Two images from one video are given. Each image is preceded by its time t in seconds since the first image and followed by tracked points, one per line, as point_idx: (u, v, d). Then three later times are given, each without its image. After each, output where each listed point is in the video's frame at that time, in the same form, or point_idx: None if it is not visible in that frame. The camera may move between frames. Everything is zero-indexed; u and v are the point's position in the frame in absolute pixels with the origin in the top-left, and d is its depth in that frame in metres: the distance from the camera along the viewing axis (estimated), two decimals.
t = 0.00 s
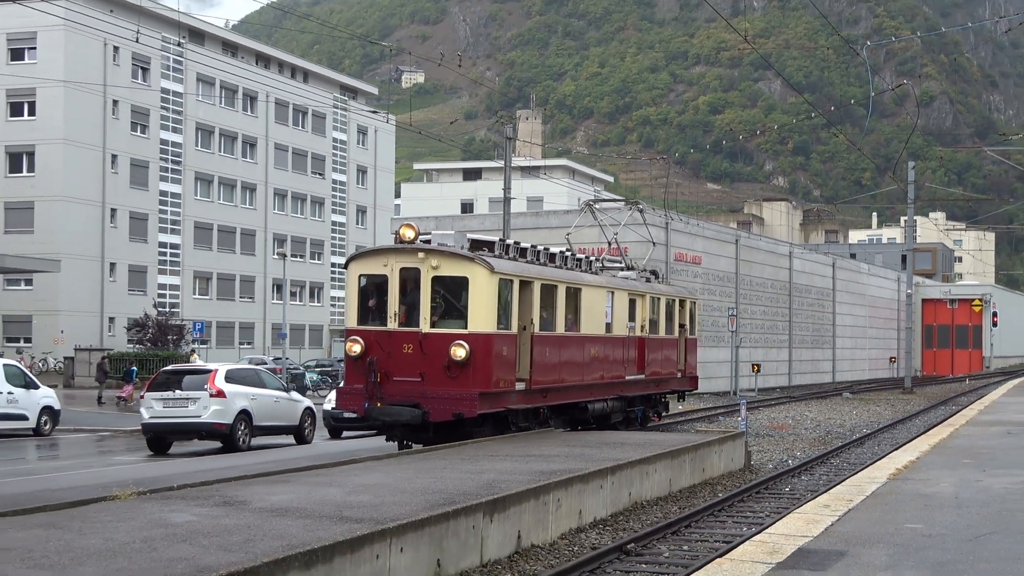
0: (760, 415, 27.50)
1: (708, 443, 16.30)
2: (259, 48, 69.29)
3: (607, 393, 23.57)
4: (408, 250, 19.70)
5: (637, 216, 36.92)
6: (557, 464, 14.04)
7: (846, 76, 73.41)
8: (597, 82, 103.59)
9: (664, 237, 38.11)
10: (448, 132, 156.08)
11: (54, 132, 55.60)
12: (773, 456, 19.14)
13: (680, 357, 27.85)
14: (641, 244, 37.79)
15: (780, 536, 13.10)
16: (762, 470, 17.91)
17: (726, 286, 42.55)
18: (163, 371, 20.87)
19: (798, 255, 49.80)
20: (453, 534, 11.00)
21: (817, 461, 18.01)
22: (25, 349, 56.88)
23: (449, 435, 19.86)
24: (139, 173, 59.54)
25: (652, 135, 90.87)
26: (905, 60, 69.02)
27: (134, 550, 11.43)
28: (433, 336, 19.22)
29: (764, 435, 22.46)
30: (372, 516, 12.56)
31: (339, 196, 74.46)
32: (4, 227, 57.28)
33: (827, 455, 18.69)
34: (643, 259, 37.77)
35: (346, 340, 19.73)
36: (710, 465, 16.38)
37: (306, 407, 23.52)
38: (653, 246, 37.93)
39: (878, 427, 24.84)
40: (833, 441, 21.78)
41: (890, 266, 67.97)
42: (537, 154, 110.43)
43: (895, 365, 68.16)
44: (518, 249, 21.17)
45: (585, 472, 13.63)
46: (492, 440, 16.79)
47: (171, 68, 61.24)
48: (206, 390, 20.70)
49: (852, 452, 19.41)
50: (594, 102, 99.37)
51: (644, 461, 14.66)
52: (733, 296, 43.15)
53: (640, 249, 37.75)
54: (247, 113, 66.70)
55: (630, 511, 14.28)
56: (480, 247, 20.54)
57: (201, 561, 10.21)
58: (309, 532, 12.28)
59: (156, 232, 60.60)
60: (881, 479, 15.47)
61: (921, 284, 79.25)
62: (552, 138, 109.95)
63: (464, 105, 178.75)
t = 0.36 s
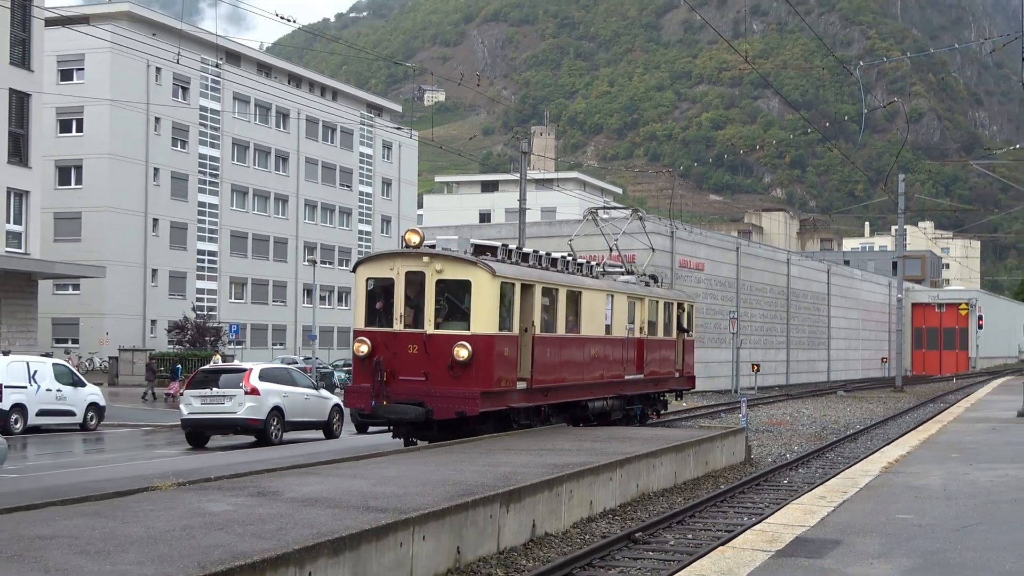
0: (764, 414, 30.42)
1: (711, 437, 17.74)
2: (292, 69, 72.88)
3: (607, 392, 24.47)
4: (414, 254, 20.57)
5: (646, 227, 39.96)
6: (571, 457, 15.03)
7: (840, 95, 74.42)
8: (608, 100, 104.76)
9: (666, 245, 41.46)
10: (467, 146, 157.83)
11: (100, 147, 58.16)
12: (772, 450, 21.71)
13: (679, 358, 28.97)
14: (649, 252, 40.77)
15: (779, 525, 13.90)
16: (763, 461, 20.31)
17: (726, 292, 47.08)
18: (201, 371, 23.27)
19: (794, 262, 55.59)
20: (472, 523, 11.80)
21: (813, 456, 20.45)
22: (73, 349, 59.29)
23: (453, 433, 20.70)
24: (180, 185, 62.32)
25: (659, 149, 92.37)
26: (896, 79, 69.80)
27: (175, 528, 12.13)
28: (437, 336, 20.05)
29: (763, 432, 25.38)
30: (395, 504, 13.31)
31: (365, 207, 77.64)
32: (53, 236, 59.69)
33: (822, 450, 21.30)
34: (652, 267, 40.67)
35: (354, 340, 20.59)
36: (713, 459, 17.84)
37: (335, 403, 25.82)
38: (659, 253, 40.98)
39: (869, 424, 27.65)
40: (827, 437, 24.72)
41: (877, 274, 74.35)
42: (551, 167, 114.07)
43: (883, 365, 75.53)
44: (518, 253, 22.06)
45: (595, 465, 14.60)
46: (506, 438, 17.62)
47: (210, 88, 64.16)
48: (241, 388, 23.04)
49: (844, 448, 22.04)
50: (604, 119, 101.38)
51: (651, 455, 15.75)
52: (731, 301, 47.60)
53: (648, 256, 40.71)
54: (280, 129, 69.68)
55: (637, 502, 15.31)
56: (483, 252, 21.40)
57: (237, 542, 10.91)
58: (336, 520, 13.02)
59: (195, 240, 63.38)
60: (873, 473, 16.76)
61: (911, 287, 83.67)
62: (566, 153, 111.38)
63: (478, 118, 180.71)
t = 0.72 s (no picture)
0: (768, 413, 31.30)
1: (719, 436, 18.53)
2: (315, 81, 73.83)
3: (608, 393, 24.78)
4: (415, 257, 20.76)
5: (656, 232, 41.18)
6: (584, 455, 15.57)
7: (843, 106, 74.47)
8: (618, 110, 105.09)
9: (677, 249, 42.40)
10: (480, 153, 158.26)
11: (129, 156, 58.82)
12: (777, 448, 22.47)
13: (680, 360, 29.50)
14: (659, 256, 41.72)
15: (786, 521, 14.31)
16: (770, 458, 21.04)
17: (734, 295, 47.96)
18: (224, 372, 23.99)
19: (799, 266, 56.29)
20: (488, 518, 12.27)
21: (818, 454, 21.19)
22: (104, 351, 60.50)
23: (454, 433, 20.93)
24: (206, 193, 62.94)
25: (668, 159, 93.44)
26: (898, 90, 70.56)
27: (196, 514, 12.38)
28: (437, 338, 20.23)
29: (769, 430, 26.15)
30: (409, 497, 13.63)
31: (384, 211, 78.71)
32: (84, 242, 60.68)
33: (827, 448, 22.05)
34: (661, 271, 41.67)
35: (356, 342, 20.79)
36: (720, 457, 18.57)
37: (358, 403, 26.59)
38: (670, 257, 41.94)
39: (873, 422, 28.46)
40: (832, 435, 25.37)
41: (880, 277, 74.98)
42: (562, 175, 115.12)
43: (885, 365, 76.44)
44: (519, 256, 22.26)
45: (606, 463, 15.12)
46: (517, 437, 18.04)
47: (236, 99, 64.89)
48: (265, 388, 23.84)
49: (849, 446, 22.80)
50: (614, 128, 102.32)
51: (659, 454, 16.35)
52: (739, 304, 48.46)
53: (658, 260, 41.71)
54: (303, 139, 70.48)
55: (647, 498, 15.91)
56: (484, 255, 21.54)
57: (258, 532, 11.19)
58: (357, 516, 12.83)
59: (220, 245, 63.95)
60: (876, 471, 17.36)
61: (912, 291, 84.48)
62: (577, 161, 111.83)
63: (490, 126, 181.21)
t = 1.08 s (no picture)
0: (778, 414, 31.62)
1: (730, 436, 18.87)
2: (331, 88, 74.34)
3: (610, 394, 24.89)
4: (414, 258, 20.69)
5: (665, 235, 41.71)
6: (596, 456, 15.85)
7: (852, 112, 74.55)
8: (629, 116, 105.18)
9: (686, 252, 42.83)
10: (493, 159, 158.48)
11: (150, 162, 59.23)
12: (787, 448, 22.76)
13: (684, 362, 29.78)
14: (668, 259, 42.15)
15: (795, 521, 14.54)
16: (779, 458, 21.34)
17: (744, 297, 48.23)
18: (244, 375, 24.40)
19: (807, 269, 56.43)
20: (502, 517, 12.53)
21: (827, 454, 21.48)
22: (126, 353, 61.01)
23: (453, 435, 20.89)
24: (225, 198, 63.56)
25: (678, 164, 93.98)
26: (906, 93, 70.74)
27: (215, 513, 12.52)
28: (435, 340, 20.16)
29: (779, 431, 26.45)
30: (424, 496, 13.86)
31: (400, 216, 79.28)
32: (106, 245, 60.99)
33: (837, 448, 22.34)
34: (669, 274, 42.08)
35: (354, 344, 20.75)
36: (730, 457, 18.89)
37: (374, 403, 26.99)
38: (679, 261, 42.33)
39: (881, 423, 28.71)
40: (841, 435, 25.61)
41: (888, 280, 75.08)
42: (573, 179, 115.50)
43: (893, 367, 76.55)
44: (521, 257, 22.21)
45: (618, 463, 15.38)
46: (530, 439, 18.30)
47: (254, 106, 65.39)
48: (283, 389, 24.26)
49: (858, 446, 23.09)
50: (626, 133, 102.63)
51: (670, 454, 16.66)
52: (749, 306, 48.75)
53: (667, 263, 42.12)
54: (320, 145, 71.01)
55: (658, 498, 16.21)
56: (483, 255, 21.49)
57: (275, 530, 11.41)
58: (372, 513, 12.80)
59: (239, 249, 64.58)
60: (884, 471, 17.65)
61: (919, 294, 84.59)
62: (589, 166, 112.04)
63: (503, 133, 181.17)
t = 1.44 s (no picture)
0: (791, 416, 31.65)
1: (743, 438, 18.88)
2: (344, 91, 74.50)
3: (614, 397, 24.64)
4: (409, 258, 20.28)
5: (679, 237, 42.00)
6: (611, 457, 15.87)
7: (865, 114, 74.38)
8: (641, 118, 105.12)
9: (700, 253, 43.02)
10: (506, 161, 158.47)
11: (164, 165, 59.32)
12: (800, 450, 22.80)
13: (691, 364, 29.73)
14: (681, 260, 42.31)
15: (810, 523, 14.51)
16: (793, 460, 21.39)
17: (757, 299, 48.30)
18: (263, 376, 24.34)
19: (821, 271, 56.31)
20: (516, 519, 12.53)
21: (841, 455, 21.48)
22: (140, 355, 61.22)
23: (450, 439, 20.57)
24: (239, 201, 63.76)
25: (691, 166, 93.94)
26: (919, 94, 70.57)
27: (230, 514, 12.62)
28: (432, 341, 19.78)
29: (792, 432, 26.47)
30: (438, 497, 13.90)
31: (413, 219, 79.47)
32: (120, 248, 61.15)
33: (850, 450, 22.35)
34: (682, 275, 42.22)
35: (349, 346, 20.42)
36: (744, 459, 18.91)
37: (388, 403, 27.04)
38: (693, 262, 42.50)
39: (895, 425, 28.69)
40: (854, 437, 25.56)
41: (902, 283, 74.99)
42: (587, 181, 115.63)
43: (907, 369, 76.42)
44: (521, 257, 21.76)
45: (631, 464, 15.38)
46: (543, 441, 18.34)
47: (268, 109, 65.54)
48: (297, 392, 24.35)
49: (872, 448, 23.09)
50: (639, 136, 102.59)
51: (683, 456, 16.67)
52: (762, 308, 48.81)
53: (680, 264, 42.29)
54: (333, 147, 71.14)
55: (672, 500, 16.22)
56: (483, 255, 21.05)
57: (289, 532, 11.43)
58: (387, 515, 12.88)
59: (253, 252, 64.75)
60: (898, 473, 17.64)
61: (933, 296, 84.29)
62: (601, 169, 111.98)
63: (516, 134, 181.11)
